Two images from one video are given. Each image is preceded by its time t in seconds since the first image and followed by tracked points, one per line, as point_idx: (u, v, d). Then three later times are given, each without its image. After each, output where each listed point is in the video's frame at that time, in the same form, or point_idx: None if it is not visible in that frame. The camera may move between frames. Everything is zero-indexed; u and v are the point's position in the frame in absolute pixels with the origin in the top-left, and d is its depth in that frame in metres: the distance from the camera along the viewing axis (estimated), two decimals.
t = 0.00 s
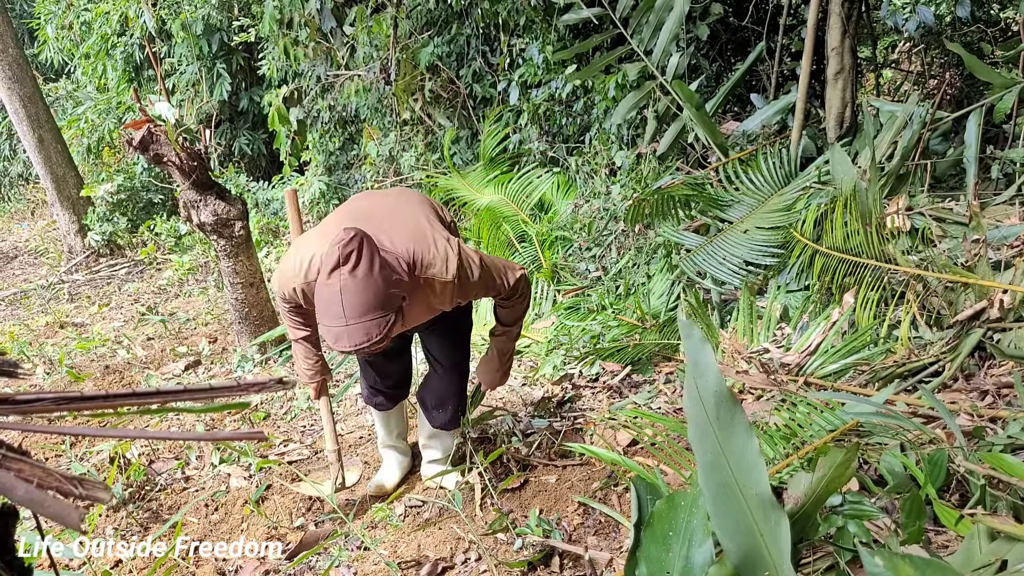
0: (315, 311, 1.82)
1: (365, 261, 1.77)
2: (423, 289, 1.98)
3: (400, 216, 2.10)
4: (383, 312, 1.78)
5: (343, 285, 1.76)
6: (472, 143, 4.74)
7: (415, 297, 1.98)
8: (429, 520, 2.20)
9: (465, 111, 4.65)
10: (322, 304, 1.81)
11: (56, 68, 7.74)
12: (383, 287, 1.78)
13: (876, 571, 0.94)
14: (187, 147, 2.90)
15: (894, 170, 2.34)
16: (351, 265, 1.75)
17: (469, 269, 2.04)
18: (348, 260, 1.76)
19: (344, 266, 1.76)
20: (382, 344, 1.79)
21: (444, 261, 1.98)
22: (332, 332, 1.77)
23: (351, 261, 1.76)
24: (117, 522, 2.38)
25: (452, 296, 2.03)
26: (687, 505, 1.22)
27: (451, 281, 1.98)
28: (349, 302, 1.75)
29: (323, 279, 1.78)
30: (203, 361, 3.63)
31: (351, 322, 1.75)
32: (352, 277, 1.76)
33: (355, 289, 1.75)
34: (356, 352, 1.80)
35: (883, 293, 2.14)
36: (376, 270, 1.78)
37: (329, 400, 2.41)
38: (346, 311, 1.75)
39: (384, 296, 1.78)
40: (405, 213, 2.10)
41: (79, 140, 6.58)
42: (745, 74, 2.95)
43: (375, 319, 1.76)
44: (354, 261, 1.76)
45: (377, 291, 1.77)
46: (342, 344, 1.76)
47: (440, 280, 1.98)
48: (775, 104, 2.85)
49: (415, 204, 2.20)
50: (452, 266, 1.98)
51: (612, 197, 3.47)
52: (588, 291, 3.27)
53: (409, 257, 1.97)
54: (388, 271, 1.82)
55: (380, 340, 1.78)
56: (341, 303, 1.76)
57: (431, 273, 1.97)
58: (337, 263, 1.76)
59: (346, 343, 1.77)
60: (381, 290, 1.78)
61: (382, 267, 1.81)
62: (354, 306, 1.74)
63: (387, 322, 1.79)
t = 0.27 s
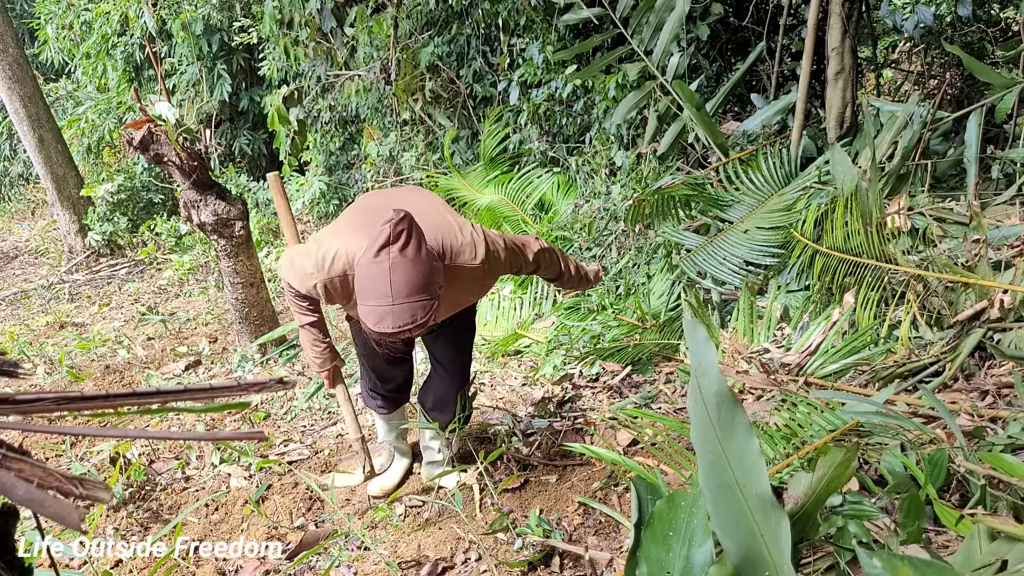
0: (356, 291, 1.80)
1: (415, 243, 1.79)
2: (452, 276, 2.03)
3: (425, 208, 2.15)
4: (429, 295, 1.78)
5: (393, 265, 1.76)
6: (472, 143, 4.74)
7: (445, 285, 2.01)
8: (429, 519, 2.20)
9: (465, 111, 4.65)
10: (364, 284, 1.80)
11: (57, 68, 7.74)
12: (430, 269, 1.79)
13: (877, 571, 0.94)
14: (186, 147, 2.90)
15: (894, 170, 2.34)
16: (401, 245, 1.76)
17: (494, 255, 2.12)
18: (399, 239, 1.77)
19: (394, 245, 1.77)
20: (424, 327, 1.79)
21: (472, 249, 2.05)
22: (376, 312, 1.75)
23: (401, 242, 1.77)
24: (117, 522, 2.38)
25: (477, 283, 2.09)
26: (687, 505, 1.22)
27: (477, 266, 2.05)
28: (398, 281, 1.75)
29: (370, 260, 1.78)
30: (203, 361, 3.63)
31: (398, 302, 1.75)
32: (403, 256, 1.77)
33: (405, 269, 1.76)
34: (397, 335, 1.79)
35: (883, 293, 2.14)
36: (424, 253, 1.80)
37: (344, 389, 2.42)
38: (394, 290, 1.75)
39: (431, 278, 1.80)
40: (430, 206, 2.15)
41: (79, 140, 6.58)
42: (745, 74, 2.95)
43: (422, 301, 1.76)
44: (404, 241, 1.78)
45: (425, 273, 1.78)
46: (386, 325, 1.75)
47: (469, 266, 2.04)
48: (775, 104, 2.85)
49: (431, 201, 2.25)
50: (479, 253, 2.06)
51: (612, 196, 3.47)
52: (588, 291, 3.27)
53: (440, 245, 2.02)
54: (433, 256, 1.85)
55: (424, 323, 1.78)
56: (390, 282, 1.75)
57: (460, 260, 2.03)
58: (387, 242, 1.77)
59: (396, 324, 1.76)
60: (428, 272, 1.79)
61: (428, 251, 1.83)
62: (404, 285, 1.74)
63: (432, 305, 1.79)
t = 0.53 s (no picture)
0: (366, 256, 1.79)
1: (426, 206, 1.81)
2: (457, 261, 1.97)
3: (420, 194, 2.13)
4: (440, 256, 1.78)
5: (405, 224, 1.77)
6: (472, 143, 4.74)
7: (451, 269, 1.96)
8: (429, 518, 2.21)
9: (466, 111, 4.65)
10: (374, 248, 1.79)
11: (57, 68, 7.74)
12: (441, 231, 1.81)
13: (877, 571, 0.94)
14: (187, 147, 2.90)
15: (895, 170, 2.34)
16: (413, 206, 1.79)
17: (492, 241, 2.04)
18: (410, 201, 1.80)
19: (406, 206, 1.79)
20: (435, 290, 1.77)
21: (475, 233, 1.98)
22: (389, 273, 1.73)
23: (413, 203, 1.80)
24: (118, 522, 2.39)
25: (480, 268, 2.01)
26: (686, 505, 1.22)
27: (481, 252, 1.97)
28: (411, 239, 1.75)
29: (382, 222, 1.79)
30: (203, 361, 3.63)
31: (411, 261, 1.74)
32: (414, 217, 1.78)
33: (417, 228, 1.77)
34: (409, 298, 1.76)
35: (883, 293, 2.14)
36: (434, 217, 1.82)
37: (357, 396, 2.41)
38: (407, 248, 1.74)
39: (441, 242, 1.80)
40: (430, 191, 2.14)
41: (79, 140, 6.59)
42: (745, 74, 2.95)
43: (434, 260, 1.76)
44: (416, 202, 1.80)
45: (436, 234, 1.79)
46: (400, 285, 1.72)
47: (472, 251, 1.97)
48: (775, 104, 2.85)
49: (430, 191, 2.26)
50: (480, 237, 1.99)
51: (612, 197, 3.47)
52: (588, 291, 3.27)
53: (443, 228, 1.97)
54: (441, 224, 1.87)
55: (436, 284, 1.76)
56: (403, 240, 1.75)
57: (465, 244, 1.96)
58: (399, 203, 1.79)
59: (407, 283, 1.73)
60: (439, 235, 1.81)
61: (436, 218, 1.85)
62: (417, 244, 1.74)
63: (443, 268, 1.78)
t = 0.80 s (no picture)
0: (351, 244, 1.71)
1: (403, 195, 1.81)
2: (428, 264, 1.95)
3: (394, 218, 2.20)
4: (424, 237, 1.75)
5: (388, 210, 1.75)
6: (473, 143, 4.74)
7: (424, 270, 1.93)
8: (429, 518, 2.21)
9: (466, 111, 4.64)
10: (358, 236, 1.72)
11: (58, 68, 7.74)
12: (421, 218, 1.80)
13: (875, 571, 0.95)
14: (187, 147, 2.91)
15: (895, 170, 2.34)
16: (391, 194, 1.79)
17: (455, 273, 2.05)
18: (387, 189, 1.79)
19: (384, 194, 1.78)
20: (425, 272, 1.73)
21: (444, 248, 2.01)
22: (380, 256, 1.66)
23: (390, 192, 1.79)
24: (118, 522, 2.39)
25: (440, 288, 1.99)
26: (687, 505, 1.22)
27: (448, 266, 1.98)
28: (397, 223, 1.72)
29: (363, 208, 1.75)
30: (204, 361, 3.63)
31: (402, 243, 1.69)
32: (393, 203, 1.78)
33: (400, 214, 1.75)
34: (403, 280, 1.69)
35: (883, 293, 2.14)
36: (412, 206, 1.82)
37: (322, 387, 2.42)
38: (396, 231, 1.70)
39: (423, 228, 1.78)
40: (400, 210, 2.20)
41: (80, 140, 6.59)
42: (745, 74, 2.95)
43: (421, 242, 1.73)
44: (393, 191, 1.80)
45: (417, 220, 1.78)
46: (394, 266, 1.65)
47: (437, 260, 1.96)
48: (775, 104, 2.85)
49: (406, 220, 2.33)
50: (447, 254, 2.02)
51: (612, 197, 3.47)
52: (589, 291, 3.26)
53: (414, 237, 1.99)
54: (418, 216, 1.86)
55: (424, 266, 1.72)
56: (389, 224, 1.71)
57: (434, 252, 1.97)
58: (376, 191, 1.78)
59: (402, 262, 1.67)
60: (419, 221, 1.79)
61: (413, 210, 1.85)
62: (404, 226, 1.71)
63: (429, 251, 1.75)
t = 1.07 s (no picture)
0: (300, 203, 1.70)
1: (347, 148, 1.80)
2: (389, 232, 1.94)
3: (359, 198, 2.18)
4: (372, 185, 1.74)
5: (330, 160, 1.73)
6: (473, 143, 4.74)
7: (383, 233, 1.92)
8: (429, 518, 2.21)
9: (466, 111, 4.64)
10: (306, 192, 1.72)
11: (59, 67, 7.75)
12: (366, 168, 1.78)
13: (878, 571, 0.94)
14: (187, 147, 2.92)
15: (896, 171, 2.34)
16: (333, 146, 1.77)
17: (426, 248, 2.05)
18: (328, 143, 1.78)
19: (325, 146, 1.76)
20: (376, 219, 1.71)
21: (406, 218, 2.00)
22: (326, 206, 1.65)
23: (331, 144, 1.78)
24: (118, 522, 2.39)
25: (408, 259, 1.98)
26: (687, 505, 1.22)
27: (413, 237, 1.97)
28: (340, 172, 1.70)
29: (307, 163, 1.74)
30: (204, 361, 3.63)
31: (346, 190, 1.67)
32: (336, 154, 1.76)
33: (342, 162, 1.74)
34: (353, 229, 1.67)
35: (884, 293, 2.14)
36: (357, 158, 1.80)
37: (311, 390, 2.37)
38: (339, 180, 1.69)
39: (370, 178, 1.77)
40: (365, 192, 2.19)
41: (81, 140, 6.59)
42: (745, 74, 2.95)
43: (367, 189, 1.71)
44: (335, 143, 1.79)
45: (363, 169, 1.76)
46: (340, 215, 1.64)
47: (398, 228, 1.96)
48: (776, 104, 2.85)
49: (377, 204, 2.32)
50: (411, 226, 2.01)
51: (613, 197, 3.47)
52: (589, 291, 3.26)
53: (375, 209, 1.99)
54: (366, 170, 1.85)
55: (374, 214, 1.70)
56: (332, 174, 1.70)
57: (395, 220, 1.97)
58: (317, 145, 1.76)
59: (347, 210, 1.65)
60: (366, 171, 1.78)
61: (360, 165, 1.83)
62: (347, 174, 1.70)
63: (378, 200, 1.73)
